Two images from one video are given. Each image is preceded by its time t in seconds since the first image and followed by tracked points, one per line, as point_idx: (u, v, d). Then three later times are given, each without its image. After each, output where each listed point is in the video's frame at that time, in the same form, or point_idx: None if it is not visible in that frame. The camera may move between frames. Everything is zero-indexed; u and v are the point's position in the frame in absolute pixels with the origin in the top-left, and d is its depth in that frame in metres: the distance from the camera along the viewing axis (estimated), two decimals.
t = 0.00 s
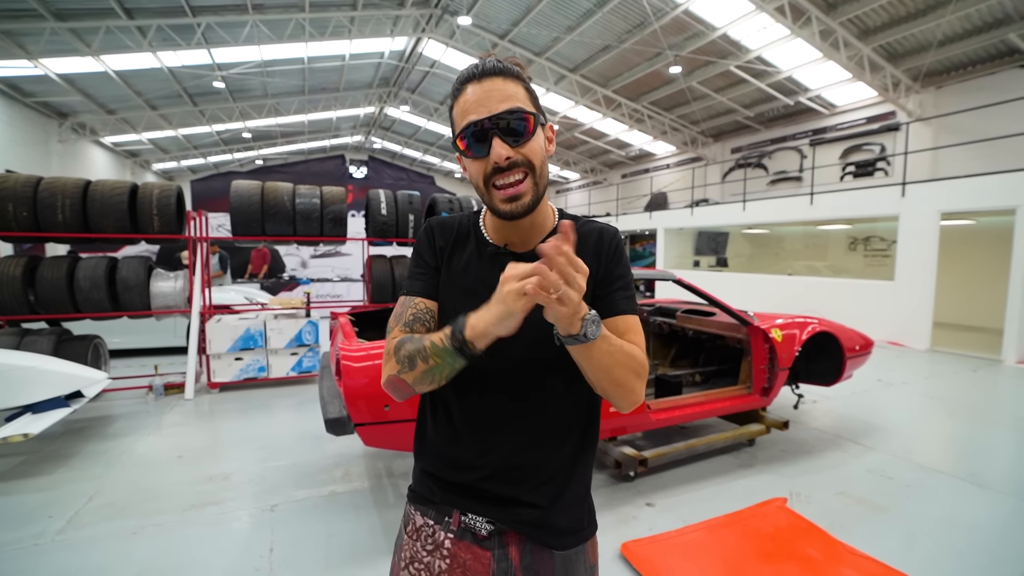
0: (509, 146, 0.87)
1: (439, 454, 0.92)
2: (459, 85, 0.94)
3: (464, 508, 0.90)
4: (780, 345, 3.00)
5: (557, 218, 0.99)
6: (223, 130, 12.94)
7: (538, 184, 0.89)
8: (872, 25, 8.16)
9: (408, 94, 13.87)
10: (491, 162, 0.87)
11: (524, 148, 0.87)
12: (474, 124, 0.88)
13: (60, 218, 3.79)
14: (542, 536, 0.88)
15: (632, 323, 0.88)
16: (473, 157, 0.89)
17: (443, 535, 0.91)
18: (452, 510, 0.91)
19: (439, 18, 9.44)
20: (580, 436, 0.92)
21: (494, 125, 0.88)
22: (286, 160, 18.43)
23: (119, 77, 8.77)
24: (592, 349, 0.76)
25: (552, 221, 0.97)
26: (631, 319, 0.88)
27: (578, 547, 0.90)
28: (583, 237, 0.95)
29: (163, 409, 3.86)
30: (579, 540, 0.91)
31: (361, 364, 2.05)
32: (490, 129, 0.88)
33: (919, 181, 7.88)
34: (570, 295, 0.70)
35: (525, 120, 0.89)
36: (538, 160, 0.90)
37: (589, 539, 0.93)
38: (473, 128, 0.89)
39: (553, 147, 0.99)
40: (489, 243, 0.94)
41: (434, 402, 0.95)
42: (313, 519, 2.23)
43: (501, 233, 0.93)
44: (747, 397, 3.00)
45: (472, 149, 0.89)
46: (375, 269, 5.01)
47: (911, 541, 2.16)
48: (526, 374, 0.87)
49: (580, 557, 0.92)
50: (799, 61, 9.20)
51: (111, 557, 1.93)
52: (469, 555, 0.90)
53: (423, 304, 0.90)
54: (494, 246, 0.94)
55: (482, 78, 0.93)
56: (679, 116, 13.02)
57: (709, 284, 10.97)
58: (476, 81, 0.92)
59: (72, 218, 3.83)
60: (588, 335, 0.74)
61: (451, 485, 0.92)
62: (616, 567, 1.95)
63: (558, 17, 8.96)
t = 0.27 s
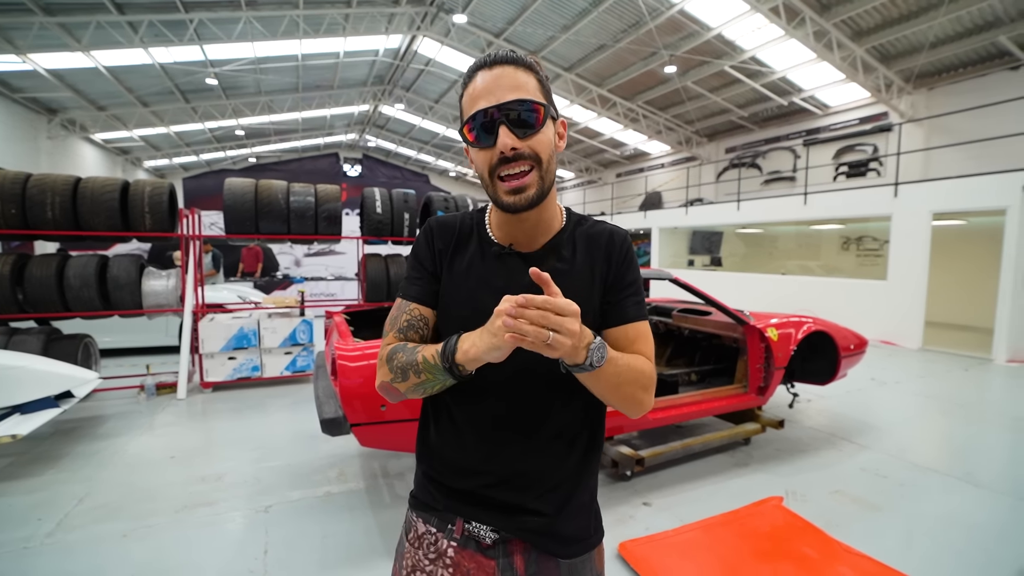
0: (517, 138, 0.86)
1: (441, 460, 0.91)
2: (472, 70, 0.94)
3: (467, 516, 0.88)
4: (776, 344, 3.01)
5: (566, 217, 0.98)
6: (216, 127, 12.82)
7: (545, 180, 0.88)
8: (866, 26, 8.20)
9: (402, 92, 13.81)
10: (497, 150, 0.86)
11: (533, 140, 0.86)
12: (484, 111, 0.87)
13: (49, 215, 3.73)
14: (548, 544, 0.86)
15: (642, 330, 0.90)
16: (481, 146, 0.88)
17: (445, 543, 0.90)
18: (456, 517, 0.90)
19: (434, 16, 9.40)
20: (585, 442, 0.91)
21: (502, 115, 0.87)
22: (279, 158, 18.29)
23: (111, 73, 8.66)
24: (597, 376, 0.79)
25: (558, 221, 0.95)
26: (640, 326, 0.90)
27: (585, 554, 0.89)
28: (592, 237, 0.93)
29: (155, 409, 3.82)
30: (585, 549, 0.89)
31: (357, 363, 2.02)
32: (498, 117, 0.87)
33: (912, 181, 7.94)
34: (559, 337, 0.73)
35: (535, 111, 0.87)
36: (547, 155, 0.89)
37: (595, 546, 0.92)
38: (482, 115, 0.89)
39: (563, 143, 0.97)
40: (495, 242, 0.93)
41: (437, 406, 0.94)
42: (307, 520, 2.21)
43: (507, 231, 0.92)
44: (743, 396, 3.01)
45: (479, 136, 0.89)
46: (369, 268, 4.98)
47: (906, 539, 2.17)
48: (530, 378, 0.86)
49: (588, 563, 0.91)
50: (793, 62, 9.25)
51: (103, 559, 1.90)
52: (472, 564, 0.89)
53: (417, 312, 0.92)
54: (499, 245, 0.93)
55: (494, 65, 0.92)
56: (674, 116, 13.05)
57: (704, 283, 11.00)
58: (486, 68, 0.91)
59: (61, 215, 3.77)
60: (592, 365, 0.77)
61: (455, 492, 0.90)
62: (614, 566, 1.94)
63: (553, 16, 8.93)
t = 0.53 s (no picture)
0: (501, 155, 0.83)
1: (445, 485, 0.95)
2: (437, 86, 0.92)
3: (469, 542, 0.91)
4: (752, 348, 3.07)
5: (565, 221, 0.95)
6: (180, 126, 12.35)
7: (535, 193, 0.85)
8: (828, 41, 8.56)
9: (376, 94, 13.63)
10: (484, 175, 0.84)
11: (518, 155, 0.84)
12: (463, 134, 0.87)
13: None
14: None
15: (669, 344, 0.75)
16: (466, 173, 0.87)
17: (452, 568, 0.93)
18: (462, 545, 0.93)
19: (408, 19, 9.31)
20: (591, 466, 0.87)
21: (482, 132, 0.85)
22: (247, 159, 17.76)
23: (66, 68, 8.24)
24: (614, 311, 0.66)
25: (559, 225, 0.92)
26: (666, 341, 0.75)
27: None
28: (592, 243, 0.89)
29: (113, 421, 3.61)
30: None
31: (334, 373, 1.95)
32: (481, 137, 0.85)
33: (870, 189, 8.29)
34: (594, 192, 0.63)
35: (516, 119, 0.84)
36: (535, 162, 0.86)
37: None
38: (462, 140, 0.87)
39: (553, 136, 0.94)
40: (489, 255, 0.95)
41: (440, 432, 0.98)
42: (280, 536, 2.11)
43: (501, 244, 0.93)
44: (721, 400, 3.05)
45: (465, 163, 0.87)
46: (343, 272, 4.86)
47: (879, 539, 2.23)
48: (520, 403, 0.85)
49: None
50: (759, 73, 9.56)
51: None
52: None
53: (413, 340, 1.12)
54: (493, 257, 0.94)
55: (465, 78, 0.89)
56: (646, 123, 13.30)
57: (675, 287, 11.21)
58: (455, 82, 0.90)
59: (11, 215, 3.54)
60: (610, 290, 0.64)
61: (459, 521, 0.94)
62: None
63: (528, 22, 8.97)
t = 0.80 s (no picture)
0: (491, 157, 0.83)
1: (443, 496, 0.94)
2: (433, 86, 0.93)
3: (466, 554, 0.90)
4: (748, 353, 3.07)
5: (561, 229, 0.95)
6: (176, 130, 12.31)
7: (526, 196, 0.85)
8: (822, 46, 8.64)
9: (371, 99, 13.65)
10: (474, 177, 0.84)
11: (507, 157, 0.84)
12: (455, 134, 0.87)
13: None
14: None
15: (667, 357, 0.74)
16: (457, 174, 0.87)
17: None
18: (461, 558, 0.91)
19: (404, 24, 9.33)
20: (592, 474, 0.86)
21: (473, 132, 0.85)
22: (243, 163, 17.72)
23: (61, 72, 8.21)
24: (610, 319, 0.65)
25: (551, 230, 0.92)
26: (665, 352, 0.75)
27: None
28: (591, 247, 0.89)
29: (105, 427, 3.58)
30: None
31: (329, 379, 1.94)
32: (473, 138, 0.85)
33: (864, 194, 8.34)
34: (589, 196, 0.63)
35: (509, 121, 0.84)
36: (526, 164, 0.85)
37: None
38: (455, 140, 0.87)
39: (547, 141, 0.94)
40: (485, 261, 0.95)
41: (438, 442, 0.97)
42: (273, 544, 2.09)
43: (495, 249, 0.93)
44: (718, 406, 3.05)
45: (458, 164, 0.88)
46: (339, 277, 4.84)
47: (876, 546, 2.23)
48: (518, 413, 0.85)
49: None
50: (754, 78, 9.63)
51: None
52: None
53: (409, 348, 1.11)
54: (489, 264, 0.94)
55: (460, 77, 0.90)
56: (642, 128, 13.37)
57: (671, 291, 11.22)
58: (450, 82, 0.90)
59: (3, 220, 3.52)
60: (607, 298, 0.64)
61: (458, 532, 0.92)
62: None
63: (524, 28, 9.00)
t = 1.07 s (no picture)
0: (487, 155, 0.83)
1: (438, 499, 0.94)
2: (429, 87, 0.92)
3: (463, 559, 0.89)
4: (746, 355, 3.07)
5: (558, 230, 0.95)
6: (174, 131, 12.29)
7: (522, 195, 0.84)
8: (820, 49, 8.67)
9: (370, 101, 13.65)
10: (471, 177, 0.84)
11: (503, 156, 0.83)
12: (450, 135, 0.87)
13: None
14: None
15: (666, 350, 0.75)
16: (453, 174, 0.87)
17: None
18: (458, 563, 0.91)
19: (403, 26, 9.33)
20: (588, 479, 0.86)
21: (469, 132, 0.85)
22: (241, 165, 17.70)
23: (59, 72, 8.20)
24: (609, 301, 0.66)
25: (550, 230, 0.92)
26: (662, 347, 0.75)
27: None
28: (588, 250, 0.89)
29: (101, 429, 3.56)
30: None
31: (325, 382, 1.93)
32: (469, 139, 0.85)
33: (861, 196, 8.36)
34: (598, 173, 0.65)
35: (505, 122, 0.84)
36: (523, 162, 0.85)
37: None
38: (451, 141, 0.87)
39: (544, 140, 0.94)
40: (481, 263, 0.94)
41: (434, 446, 0.97)
42: (269, 547, 2.08)
43: (491, 250, 0.92)
44: (715, 408, 3.05)
45: (454, 165, 0.87)
46: (336, 279, 4.83)
47: (874, 548, 2.22)
48: (514, 417, 0.84)
49: None
50: (752, 80, 9.66)
51: None
52: None
53: (405, 352, 1.11)
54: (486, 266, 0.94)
55: (456, 78, 0.90)
56: (640, 130, 13.39)
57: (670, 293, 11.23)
58: (445, 83, 0.90)
59: None
60: (605, 280, 0.65)
61: (454, 537, 0.92)
62: None
63: (522, 29, 9.01)
